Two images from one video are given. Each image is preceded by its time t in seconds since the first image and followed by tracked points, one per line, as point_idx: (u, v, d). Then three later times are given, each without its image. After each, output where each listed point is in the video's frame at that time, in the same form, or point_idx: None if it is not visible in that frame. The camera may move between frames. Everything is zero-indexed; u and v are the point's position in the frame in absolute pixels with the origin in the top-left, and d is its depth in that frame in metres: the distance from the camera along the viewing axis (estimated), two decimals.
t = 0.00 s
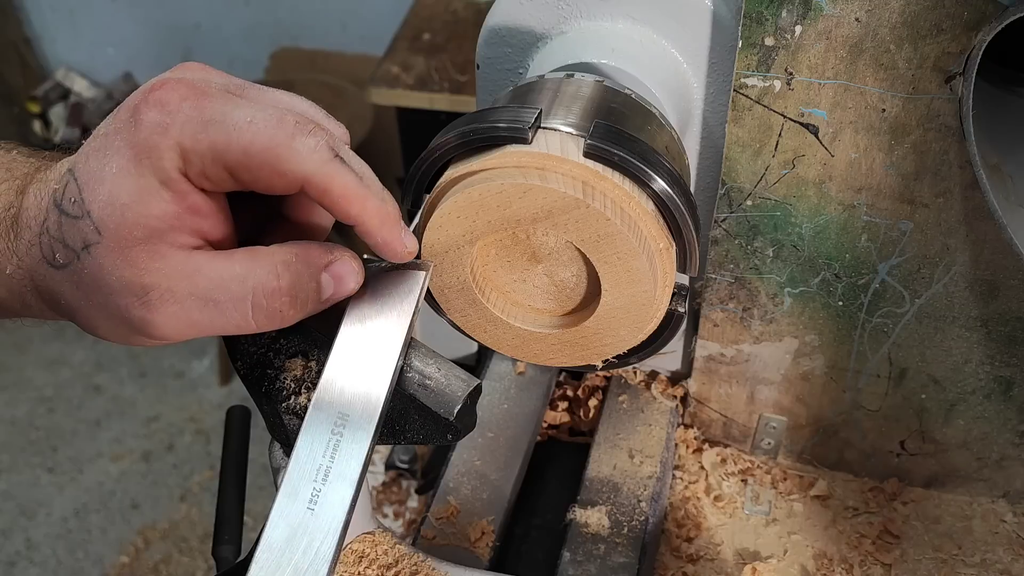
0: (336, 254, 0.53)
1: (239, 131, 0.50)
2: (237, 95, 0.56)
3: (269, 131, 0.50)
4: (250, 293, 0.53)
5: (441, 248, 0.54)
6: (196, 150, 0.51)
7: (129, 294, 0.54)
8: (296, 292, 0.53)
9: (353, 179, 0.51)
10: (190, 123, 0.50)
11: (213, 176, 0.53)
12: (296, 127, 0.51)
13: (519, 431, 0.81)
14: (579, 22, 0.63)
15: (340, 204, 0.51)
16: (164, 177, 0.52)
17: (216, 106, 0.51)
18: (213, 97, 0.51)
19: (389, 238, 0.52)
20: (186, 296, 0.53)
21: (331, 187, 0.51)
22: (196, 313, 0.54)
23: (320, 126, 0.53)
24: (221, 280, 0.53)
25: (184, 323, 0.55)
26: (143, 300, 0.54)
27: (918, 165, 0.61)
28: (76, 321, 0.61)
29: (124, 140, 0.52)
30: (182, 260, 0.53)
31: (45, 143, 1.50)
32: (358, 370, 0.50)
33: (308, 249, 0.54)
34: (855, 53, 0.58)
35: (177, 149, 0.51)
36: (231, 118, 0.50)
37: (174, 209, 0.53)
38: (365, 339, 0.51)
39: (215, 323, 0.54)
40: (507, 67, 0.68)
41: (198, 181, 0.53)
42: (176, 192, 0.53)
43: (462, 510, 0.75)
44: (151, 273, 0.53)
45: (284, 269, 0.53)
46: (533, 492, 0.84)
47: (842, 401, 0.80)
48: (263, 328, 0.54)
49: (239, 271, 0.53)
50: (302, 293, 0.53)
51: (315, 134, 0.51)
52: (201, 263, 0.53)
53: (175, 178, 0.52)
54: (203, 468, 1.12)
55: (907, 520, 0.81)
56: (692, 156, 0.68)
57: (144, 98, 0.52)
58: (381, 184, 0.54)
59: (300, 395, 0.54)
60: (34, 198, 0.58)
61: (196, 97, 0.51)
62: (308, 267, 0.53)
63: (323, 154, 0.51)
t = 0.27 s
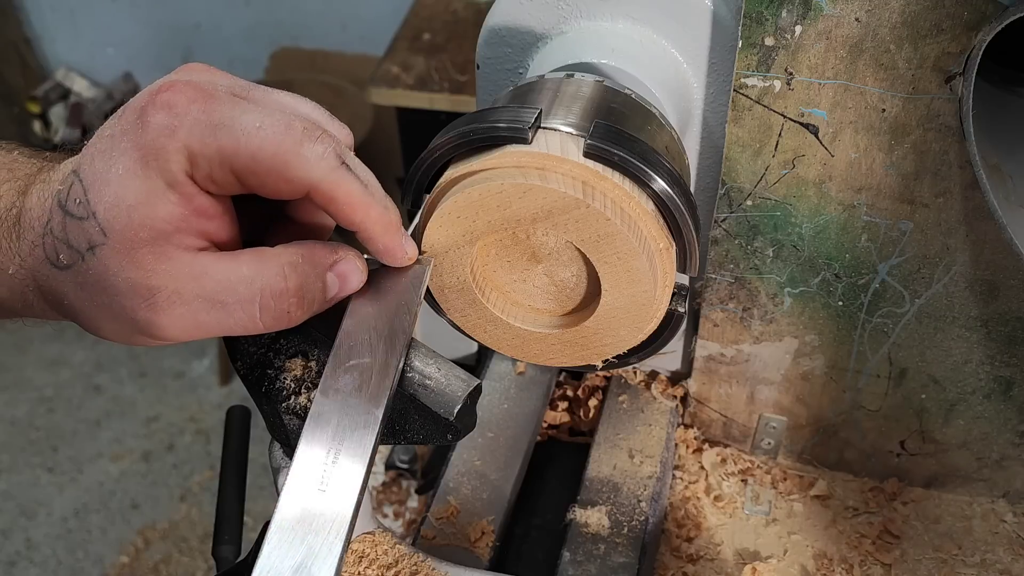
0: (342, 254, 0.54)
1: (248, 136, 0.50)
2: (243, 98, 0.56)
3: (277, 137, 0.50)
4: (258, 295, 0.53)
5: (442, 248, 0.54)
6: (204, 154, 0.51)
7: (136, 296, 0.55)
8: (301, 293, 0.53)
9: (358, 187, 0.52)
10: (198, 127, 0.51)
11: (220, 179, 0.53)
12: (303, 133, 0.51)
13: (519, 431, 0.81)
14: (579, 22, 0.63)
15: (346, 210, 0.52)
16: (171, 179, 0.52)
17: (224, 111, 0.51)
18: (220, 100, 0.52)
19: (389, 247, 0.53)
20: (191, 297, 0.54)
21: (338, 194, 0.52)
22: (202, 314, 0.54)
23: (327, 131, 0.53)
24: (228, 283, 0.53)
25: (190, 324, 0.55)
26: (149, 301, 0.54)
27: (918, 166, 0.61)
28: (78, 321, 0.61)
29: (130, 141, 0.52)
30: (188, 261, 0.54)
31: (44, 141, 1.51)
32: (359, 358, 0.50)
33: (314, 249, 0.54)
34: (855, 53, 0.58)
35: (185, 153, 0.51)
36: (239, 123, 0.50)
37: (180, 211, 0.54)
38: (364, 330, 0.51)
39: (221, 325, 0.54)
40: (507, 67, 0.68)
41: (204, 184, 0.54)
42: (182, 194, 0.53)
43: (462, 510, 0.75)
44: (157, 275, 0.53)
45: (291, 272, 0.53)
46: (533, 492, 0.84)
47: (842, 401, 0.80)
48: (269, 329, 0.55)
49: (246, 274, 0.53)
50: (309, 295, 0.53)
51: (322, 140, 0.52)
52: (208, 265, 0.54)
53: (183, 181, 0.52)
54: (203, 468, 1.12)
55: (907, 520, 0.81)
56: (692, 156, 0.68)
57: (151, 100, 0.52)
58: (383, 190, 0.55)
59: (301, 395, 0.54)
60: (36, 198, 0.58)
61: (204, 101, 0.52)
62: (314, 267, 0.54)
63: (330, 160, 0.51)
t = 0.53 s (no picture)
0: (343, 254, 0.54)
1: (249, 136, 0.50)
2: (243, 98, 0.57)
3: (279, 137, 0.50)
4: (260, 297, 0.53)
5: (442, 248, 0.54)
6: (206, 154, 0.51)
7: (137, 298, 0.54)
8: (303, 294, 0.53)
9: (359, 188, 0.52)
10: (200, 127, 0.51)
11: (221, 179, 0.53)
12: (305, 133, 0.51)
13: (519, 431, 0.81)
14: (579, 22, 0.63)
15: (346, 211, 0.52)
16: (172, 180, 0.52)
17: (226, 111, 0.51)
18: (222, 101, 0.52)
19: (389, 248, 0.53)
20: (193, 299, 0.54)
21: (339, 194, 0.52)
22: (205, 316, 0.54)
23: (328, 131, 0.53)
24: (230, 284, 0.53)
25: (192, 326, 0.55)
26: (151, 303, 0.54)
27: (918, 165, 0.61)
28: (79, 322, 0.61)
29: (131, 142, 0.52)
30: (189, 263, 0.54)
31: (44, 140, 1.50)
32: (363, 358, 0.50)
33: (315, 250, 0.54)
34: (855, 53, 0.58)
35: (186, 153, 0.51)
36: (241, 123, 0.50)
37: (182, 212, 0.54)
38: (367, 331, 0.52)
39: (223, 326, 0.54)
40: (507, 67, 0.68)
41: (205, 184, 0.54)
42: (183, 195, 0.53)
43: (462, 510, 0.75)
44: (159, 276, 0.53)
45: (293, 273, 0.53)
46: (533, 492, 0.84)
47: (842, 401, 0.80)
48: (272, 330, 0.55)
49: (248, 276, 0.53)
50: (311, 295, 0.54)
51: (324, 140, 0.52)
52: (210, 267, 0.54)
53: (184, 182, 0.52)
54: (203, 468, 1.12)
55: (907, 520, 0.81)
56: (692, 156, 0.68)
57: (152, 100, 0.52)
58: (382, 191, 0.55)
59: (301, 395, 0.54)
60: (37, 199, 0.58)
61: (205, 101, 0.52)
62: (315, 268, 0.54)
63: (332, 161, 0.52)
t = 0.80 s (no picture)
0: (344, 253, 0.54)
1: (250, 135, 0.50)
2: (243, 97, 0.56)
3: (280, 136, 0.50)
4: (262, 297, 0.53)
5: (442, 248, 0.54)
6: (206, 153, 0.51)
7: (139, 297, 0.54)
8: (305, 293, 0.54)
9: (359, 188, 0.52)
10: (200, 126, 0.51)
11: (222, 177, 0.53)
12: (305, 132, 0.52)
13: (519, 431, 0.81)
14: (579, 22, 0.63)
15: (346, 210, 0.53)
16: (173, 179, 0.52)
17: (225, 110, 0.51)
18: (221, 99, 0.52)
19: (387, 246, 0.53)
20: (195, 299, 0.54)
21: (339, 193, 0.52)
22: (206, 316, 0.54)
23: (328, 129, 0.54)
24: (232, 285, 0.53)
25: (194, 327, 0.55)
26: (152, 303, 0.54)
27: (918, 165, 0.61)
28: (79, 322, 0.61)
29: (131, 141, 0.52)
30: (190, 262, 0.54)
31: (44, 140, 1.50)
32: (364, 356, 0.50)
33: (316, 250, 0.54)
34: (855, 53, 0.58)
35: (187, 152, 0.51)
36: (241, 122, 0.50)
37: (182, 211, 0.54)
38: (367, 328, 0.52)
39: (225, 326, 0.54)
40: (507, 66, 0.68)
41: (205, 183, 0.54)
42: (184, 195, 0.53)
43: (462, 510, 0.75)
44: (160, 277, 0.53)
45: (294, 273, 0.54)
46: (532, 492, 0.84)
47: (842, 401, 0.80)
48: (273, 330, 0.55)
49: (249, 276, 0.53)
50: (312, 295, 0.54)
51: (324, 139, 0.52)
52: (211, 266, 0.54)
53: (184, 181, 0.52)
54: (203, 468, 1.12)
55: (907, 520, 0.81)
56: (692, 156, 0.68)
57: (151, 100, 0.52)
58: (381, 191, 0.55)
59: (301, 395, 0.54)
60: (37, 199, 0.58)
61: (205, 100, 0.52)
62: (316, 268, 0.54)
63: (332, 160, 0.52)
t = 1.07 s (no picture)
0: (345, 255, 0.54)
1: (250, 135, 0.50)
2: (243, 97, 0.57)
3: (280, 136, 0.50)
4: (263, 298, 0.53)
5: (442, 249, 0.54)
6: (207, 153, 0.51)
7: (140, 298, 0.54)
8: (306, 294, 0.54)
9: (359, 190, 0.53)
10: (201, 125, 0.51)
11: (223, 177, 0.53)
12: (306, 132, 0.52)
13: (519, 431, 0.81)
14: (579, 22, 0.63)
15: (346, 212, 0.53)
16: (174, 179, 0.52)
17: (226, 110, 0.51)
18: (222, 99, 0.52)
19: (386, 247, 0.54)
20: (196, 300, 0.54)
21: (339, 194, 0.52)
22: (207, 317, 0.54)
23: (328, 130, 0.54)
24: (233, 286, 0.53)
25: (195, 328, 0.55)
26: (153, 303, 0.54)
27: (918, 165, 0.62)
28: (80, 323, 0.61)
29: (132, 142, 0.52)
30: (191, 262, 0.54)
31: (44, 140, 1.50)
32: (365, 354, 0.51)
33: (317, 252, 0.54)
34: (855, 53, 0.58)
35: (187, 152, 0.51)
36: (241, 122, 0.50)
37: (183, 211, 0.54)
38: (368, 328, 0.52)
39: (226, 328, 0.54)
40: (507, 66, 0.68)
41: (206, 183, 0.54)
42: (184, 194, 0.53)
43: (462, 510, 0.75)
44: (161, 278, 0.53)
45: (296, 275, 0.54)
46: (532, 492, 0.84)
47: (842, 401, 0.80)
48: (275, 332, 0.55)
49: (250, 277, 0.53)
50: (314, 297, 0.54)
51: (325, 139, 0.52)
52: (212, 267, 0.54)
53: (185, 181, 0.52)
54: (203, 468, 1.12)
55: (907, 520, 0.81)
56: (692, 156, 0.68)
57: (152, 100, 0.52)
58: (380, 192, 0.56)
59: (301, 395, 0.54)
60: (38, 199, 0.58)
61: (206, 100, 0.52)
62: (317, 270, 0.54)
63: (333, 161, 0.52)
